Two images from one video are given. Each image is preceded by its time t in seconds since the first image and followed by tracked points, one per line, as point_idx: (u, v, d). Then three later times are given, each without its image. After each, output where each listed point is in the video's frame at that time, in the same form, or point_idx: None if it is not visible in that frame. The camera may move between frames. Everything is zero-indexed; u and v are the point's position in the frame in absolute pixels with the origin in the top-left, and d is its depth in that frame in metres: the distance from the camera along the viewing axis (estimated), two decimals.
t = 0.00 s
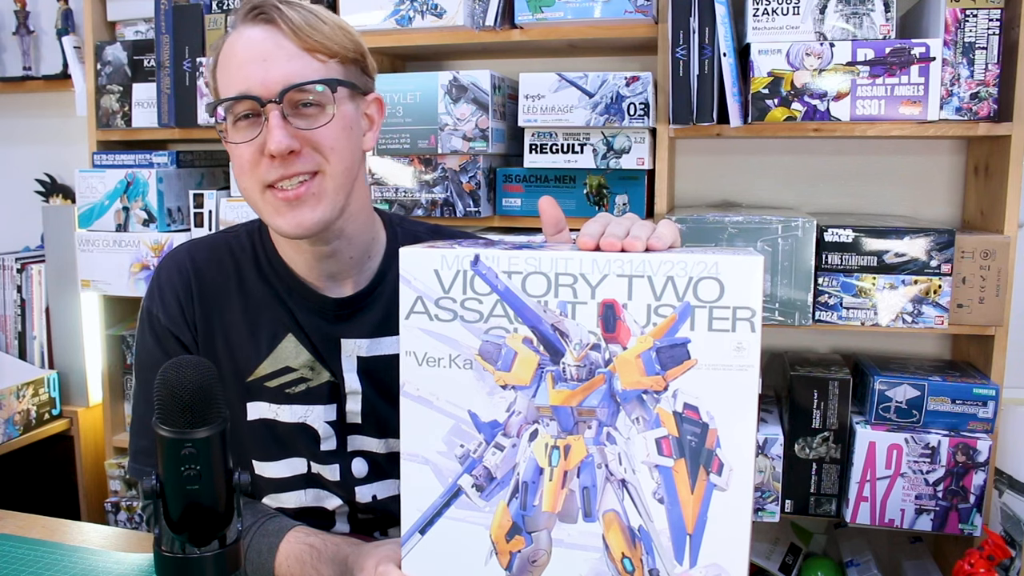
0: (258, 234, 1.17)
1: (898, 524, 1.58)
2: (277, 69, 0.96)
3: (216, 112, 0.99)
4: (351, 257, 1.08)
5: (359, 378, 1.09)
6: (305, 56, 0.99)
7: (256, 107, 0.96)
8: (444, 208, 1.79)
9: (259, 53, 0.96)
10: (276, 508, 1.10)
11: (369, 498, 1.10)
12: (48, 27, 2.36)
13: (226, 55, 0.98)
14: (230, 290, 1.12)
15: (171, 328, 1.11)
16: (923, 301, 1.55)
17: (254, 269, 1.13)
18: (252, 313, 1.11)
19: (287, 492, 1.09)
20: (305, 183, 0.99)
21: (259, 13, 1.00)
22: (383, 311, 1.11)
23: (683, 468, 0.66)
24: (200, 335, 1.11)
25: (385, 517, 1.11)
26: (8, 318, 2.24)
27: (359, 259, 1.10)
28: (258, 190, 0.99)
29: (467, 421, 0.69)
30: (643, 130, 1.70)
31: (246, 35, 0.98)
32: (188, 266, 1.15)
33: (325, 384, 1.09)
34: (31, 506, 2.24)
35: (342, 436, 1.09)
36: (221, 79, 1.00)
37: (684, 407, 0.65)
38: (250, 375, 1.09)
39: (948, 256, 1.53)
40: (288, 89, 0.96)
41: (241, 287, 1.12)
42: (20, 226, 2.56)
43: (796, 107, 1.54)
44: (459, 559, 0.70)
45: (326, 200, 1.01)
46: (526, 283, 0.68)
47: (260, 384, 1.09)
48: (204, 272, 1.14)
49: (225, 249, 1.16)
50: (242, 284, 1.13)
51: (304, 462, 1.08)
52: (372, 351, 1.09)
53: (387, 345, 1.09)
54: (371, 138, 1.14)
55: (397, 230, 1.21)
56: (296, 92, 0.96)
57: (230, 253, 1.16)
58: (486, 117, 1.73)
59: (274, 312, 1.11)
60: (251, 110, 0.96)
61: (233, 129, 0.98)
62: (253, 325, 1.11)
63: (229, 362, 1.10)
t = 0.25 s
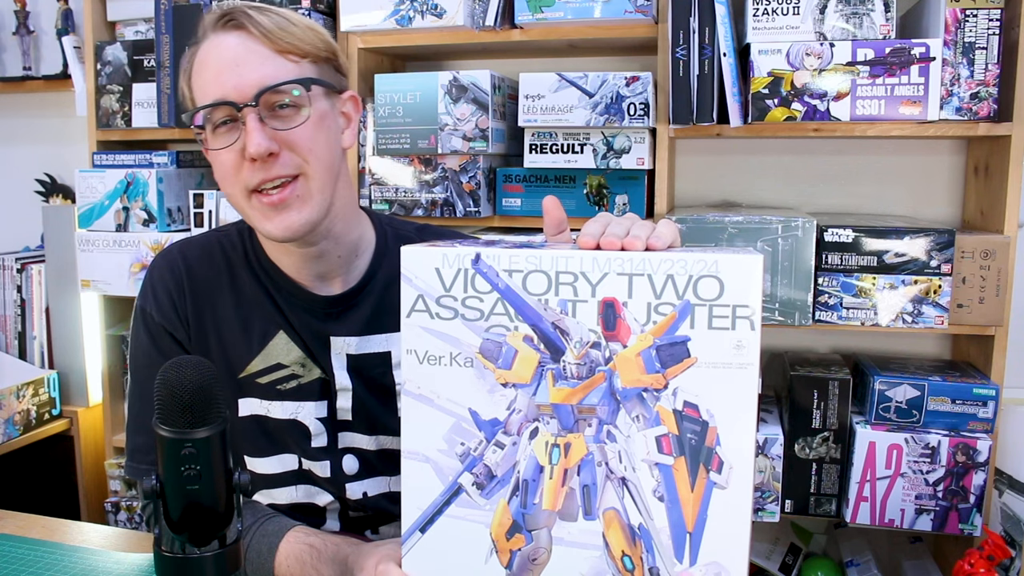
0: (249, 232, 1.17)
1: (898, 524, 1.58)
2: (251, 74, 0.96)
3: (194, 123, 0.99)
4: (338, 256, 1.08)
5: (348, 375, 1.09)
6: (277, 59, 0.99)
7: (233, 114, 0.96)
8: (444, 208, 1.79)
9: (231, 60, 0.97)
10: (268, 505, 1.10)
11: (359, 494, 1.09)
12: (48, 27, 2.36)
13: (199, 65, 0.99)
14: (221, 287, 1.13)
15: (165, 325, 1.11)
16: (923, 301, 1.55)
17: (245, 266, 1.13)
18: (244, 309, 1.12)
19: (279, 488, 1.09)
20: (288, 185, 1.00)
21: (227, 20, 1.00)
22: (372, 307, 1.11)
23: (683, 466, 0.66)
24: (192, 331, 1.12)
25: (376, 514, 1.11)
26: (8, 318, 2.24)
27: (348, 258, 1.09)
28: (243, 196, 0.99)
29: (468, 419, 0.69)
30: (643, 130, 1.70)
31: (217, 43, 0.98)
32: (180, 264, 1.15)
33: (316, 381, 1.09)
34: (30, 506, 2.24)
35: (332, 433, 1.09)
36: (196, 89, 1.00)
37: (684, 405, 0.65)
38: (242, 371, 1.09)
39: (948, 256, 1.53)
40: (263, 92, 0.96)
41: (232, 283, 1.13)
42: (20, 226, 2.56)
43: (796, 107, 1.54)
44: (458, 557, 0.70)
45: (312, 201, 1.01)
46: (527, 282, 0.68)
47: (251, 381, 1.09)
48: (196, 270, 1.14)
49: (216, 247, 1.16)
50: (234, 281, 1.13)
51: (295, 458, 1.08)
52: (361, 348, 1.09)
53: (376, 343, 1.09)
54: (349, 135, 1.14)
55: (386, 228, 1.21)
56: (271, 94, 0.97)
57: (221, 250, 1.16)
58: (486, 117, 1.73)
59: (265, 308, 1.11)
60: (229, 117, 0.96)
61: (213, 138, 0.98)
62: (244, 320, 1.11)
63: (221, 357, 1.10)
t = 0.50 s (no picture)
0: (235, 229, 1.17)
1: (898, 524, 1.58)
2: (219, 82, 0.96)
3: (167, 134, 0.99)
4: (319, 254, 1.07)
5: (336, 370, 1.09)
6: (243, 63, 0.99)
7: (204, 122, 0.96)
8: (444, 208, 1.79)
9: (198, 69, 0.96)
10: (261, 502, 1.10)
11: (348, 489, 1.09)
12: (48, 27, 2.36)
13: (167, 76, 0.98)
14: (210, 284, 1.13)
15: (155, 323, 1.12)
16: (923, 301, 1.55)
17: (231, 262, 1.13)
18: (232, 305, 1.12)
19: (270, 483, 1.09)
20: (265, 187, 1.00)
21: (191, 30, 1.00)
22: (357, 303, 1.11)
23: (680, 462, 0.66)
24: (183, 328, 1.12)
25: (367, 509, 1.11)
26: (8, 318, 2.24)
27: (329, 256, 1.09)
28: (221, 201, 0.99)
29: (466, 415, 0.70)
30: (643, 130, 1.70)
31: (181, 53, 0.98)
32: (167, 263, 1.15)
33: (303, 375, 1.08)
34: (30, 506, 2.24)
35: (321, 428, 1.08)
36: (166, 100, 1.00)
37: (681, 401, 0.66)
38: (230, 367, 1.09)
39: (948, 256, 1.53)
40: (233, 99, 0.96)
41: (221, 280, 1.13)
42: (21, 226, 2.56)
43: (796, 106, 1.54)
44: (457, 554, 0.70)
45: (289, 201, 1.01)
46: (525, 278, 0.68)
47: (239, 376, 1.09)
48: (183, 268, 1.14)
49: (203, 245, 1.17)
50: (221, 278, 1.13)
51: (285, 452, 1.08)
52: (347, 344, 1.09)
53: (362, 338, 1.09)
54: (322, 132, 1.13)
55: (373, 227, 1.20)
56: (240, 100, 0.96)
57: (208, 248, 1.16)
58: (486, 117, 1.73)
59: (253, 304, 1.11)
60: (201, 126, 0.96)
61: (187, 147, 0.98)
62: (232, 317, 1.11)
63: (210, 354, 1.10)
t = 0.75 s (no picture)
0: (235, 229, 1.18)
1: (899, 524, 1.58)
2: (222, 83, 0.96)
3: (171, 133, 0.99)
4: (319, 256, 1.07)
5: (336, 369, 1.09)
6: (248, 65, 0.99)
7: (206, 123, 0.96)
8: (444, 208, 1.79)
9: (201, 70, 0.97)
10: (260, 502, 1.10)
11: (348, 487, 1.09)
12: (48, 27, 2.36)
13: (172, 75, 0.99)
14: (210, 284, 1.13)
15: (156, 322, 1.12)
16: (923, 301, 1.55)
17: (232, 262, 1.13)
18: (232, 305, 1.12)
19: (269, 482, 1.09)
20: (265, 189, 1.00)
21: (197, 29, 1.00)
22: (358, 303, 1.11)
23: (668, 442, 0.68)
24: (184, 327, 1.12)
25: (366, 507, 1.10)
26: (8, 318, 2.24)
27: (328, 258, 1.09)
28: (221, 202, 1.00)
29: (457, 402, 0.72)
30: (643, 130, 1.70)
31: (186, 53, 0.98)
32: (168, 262, 1.15)
33: (303, 375, 1.08)
34: (30, 506, 2.24)
35: (321, 427, 1.08)
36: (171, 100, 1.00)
37: (666, 380, 0.68)
38: (230, 366, 1.09)
39: (948, 256, 1.53)
40: (235, 100, 0.96)
41: (221, 280, 1.13)
42: (21, 226, 2.56)
43: (796, 107, 1.54)
44: (451, 543, 0.72)
45: (288, 203, 1.01)
46: (511, 266, 0.72)
47: (239, 375, 1.09)
48: (183, 267, 1.14)
49: (204, 245, 1.17)
50: (222, 278, 1.13)
51: (285, 451, 1.08)
52: (348, 343, 1.09)
53: (362, 338, 1.10)
54: (325, 135, 1.13)
55: (372, 227, 1.21)
56: (242, 101, 0.97)
57: (209, 248, 1.16)
58: (486, 117, 1.73)
59: (254, 304, 1.11)
60: (203, 126, 0.97)
61: (190, 147, 0.99)
62: (233, 317, 1.11)
63: (211, 354, 1.10)
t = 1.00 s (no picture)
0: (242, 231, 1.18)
1: (898, 524, 1.58)
2: (229, 82, 0.97)
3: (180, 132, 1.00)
4: (327, 255, 1.08)
5: (342, 369, 1.09)
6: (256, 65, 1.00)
7: (213, 122, 0.97)
8: (444, 208, 1.79)
9: (209, 69, 0.97)
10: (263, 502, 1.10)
11: (353, 487, 1.09)
12: (48, 27, 2.36)
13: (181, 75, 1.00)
14: (217, 285, 1.13)
15: (161, 322, 1.11)
16: (923, 301, 1.55)
17: (238, 264, 1.13)
18: (239, 306, 1.12)
19: (273, 483, 1.09)
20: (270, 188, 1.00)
21: (206, 28, 1.01)
22: (365, 303, 1.11)
23: (645, 397, 0.69)
24: (190, 328, 1.11)
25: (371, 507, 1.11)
26: (8, 318, 2.24)
27: (335, 258, 1.10)
28: (227, 201, 1.00)
29: (439, 375, 0.75)
30: (643, 130, 1.70)
31: (195, 52, 0.99)
32: (174, 263, 1.15)
33: (309, 375, 1.08)
34: (30, 506, 2.24)
35: (326, 427, 1.09)
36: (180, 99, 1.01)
37: (638, 336, 0.70)
38: (237, 367, 1.09)
39: (948, 256, 1.53)
40: (241, 100, 0.97)
41: (228, 281, 1.13)
42: (21, 225, 2.56)
43: (795, 106, 1.54)
44: (440, 517, 0.73)
45: (293, 203, 1.01)
46: (483, 241, 0.75)
47: (245, 376, 1.09)
48: (190, 268, 1.14)
49: (210, 246, 1.17)
50: (229, 279, 1.13)
51: (290, 452, 1.08)
52: (355, 343, 1.09)
53: (369, 338, 1.10)
54: (334, 135, 1.13)
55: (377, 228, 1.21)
56: (249, 101, 0.97)
57: (215, 249, 1.16)
58: (486, 117, 1.73)
59: (261, 305, 1.11)
60: (210, 125, 0.97)
61: (197, 146, 0.99)
62: (240, 318, 1.11)
63: (218, 355, 1.10)
